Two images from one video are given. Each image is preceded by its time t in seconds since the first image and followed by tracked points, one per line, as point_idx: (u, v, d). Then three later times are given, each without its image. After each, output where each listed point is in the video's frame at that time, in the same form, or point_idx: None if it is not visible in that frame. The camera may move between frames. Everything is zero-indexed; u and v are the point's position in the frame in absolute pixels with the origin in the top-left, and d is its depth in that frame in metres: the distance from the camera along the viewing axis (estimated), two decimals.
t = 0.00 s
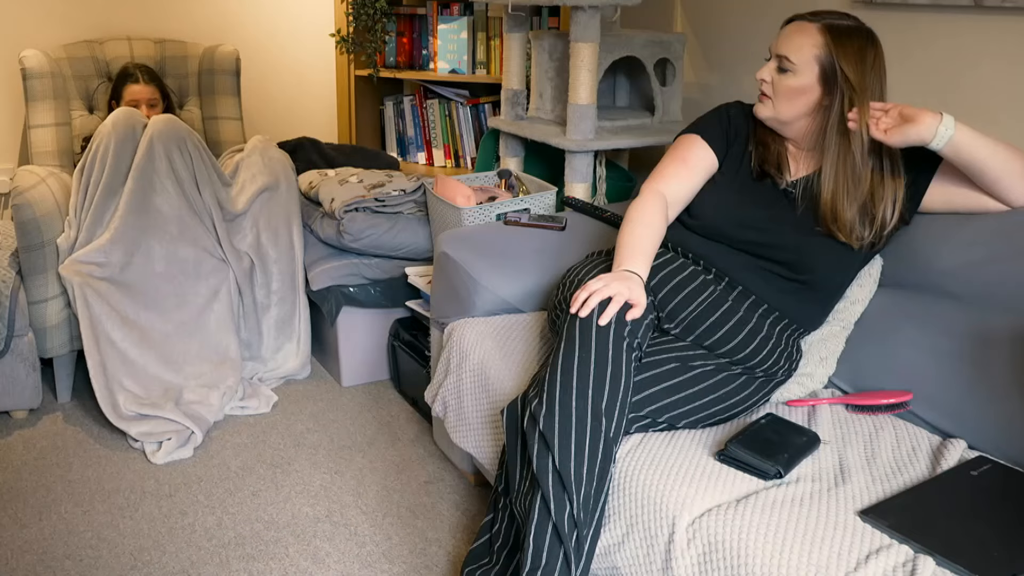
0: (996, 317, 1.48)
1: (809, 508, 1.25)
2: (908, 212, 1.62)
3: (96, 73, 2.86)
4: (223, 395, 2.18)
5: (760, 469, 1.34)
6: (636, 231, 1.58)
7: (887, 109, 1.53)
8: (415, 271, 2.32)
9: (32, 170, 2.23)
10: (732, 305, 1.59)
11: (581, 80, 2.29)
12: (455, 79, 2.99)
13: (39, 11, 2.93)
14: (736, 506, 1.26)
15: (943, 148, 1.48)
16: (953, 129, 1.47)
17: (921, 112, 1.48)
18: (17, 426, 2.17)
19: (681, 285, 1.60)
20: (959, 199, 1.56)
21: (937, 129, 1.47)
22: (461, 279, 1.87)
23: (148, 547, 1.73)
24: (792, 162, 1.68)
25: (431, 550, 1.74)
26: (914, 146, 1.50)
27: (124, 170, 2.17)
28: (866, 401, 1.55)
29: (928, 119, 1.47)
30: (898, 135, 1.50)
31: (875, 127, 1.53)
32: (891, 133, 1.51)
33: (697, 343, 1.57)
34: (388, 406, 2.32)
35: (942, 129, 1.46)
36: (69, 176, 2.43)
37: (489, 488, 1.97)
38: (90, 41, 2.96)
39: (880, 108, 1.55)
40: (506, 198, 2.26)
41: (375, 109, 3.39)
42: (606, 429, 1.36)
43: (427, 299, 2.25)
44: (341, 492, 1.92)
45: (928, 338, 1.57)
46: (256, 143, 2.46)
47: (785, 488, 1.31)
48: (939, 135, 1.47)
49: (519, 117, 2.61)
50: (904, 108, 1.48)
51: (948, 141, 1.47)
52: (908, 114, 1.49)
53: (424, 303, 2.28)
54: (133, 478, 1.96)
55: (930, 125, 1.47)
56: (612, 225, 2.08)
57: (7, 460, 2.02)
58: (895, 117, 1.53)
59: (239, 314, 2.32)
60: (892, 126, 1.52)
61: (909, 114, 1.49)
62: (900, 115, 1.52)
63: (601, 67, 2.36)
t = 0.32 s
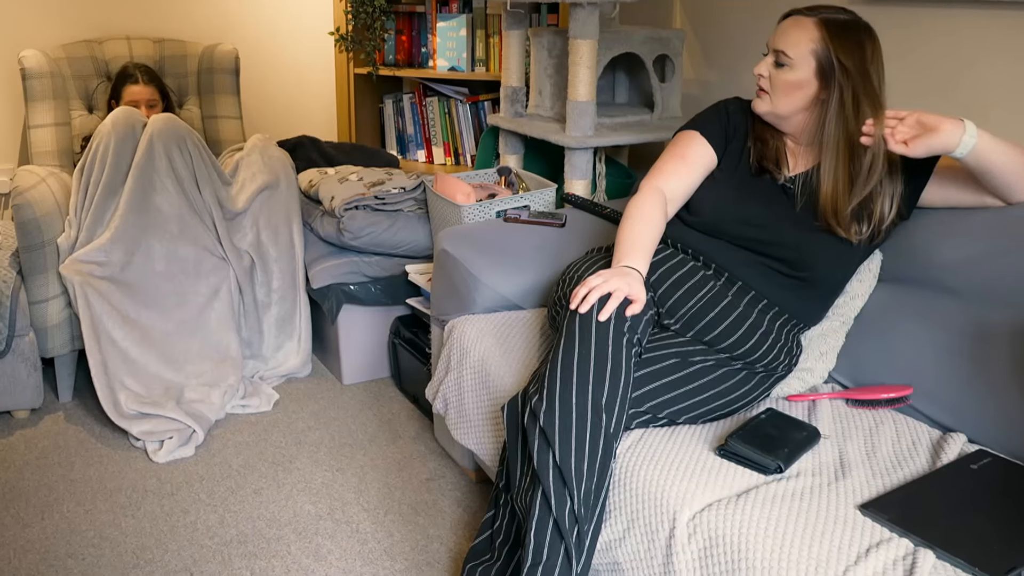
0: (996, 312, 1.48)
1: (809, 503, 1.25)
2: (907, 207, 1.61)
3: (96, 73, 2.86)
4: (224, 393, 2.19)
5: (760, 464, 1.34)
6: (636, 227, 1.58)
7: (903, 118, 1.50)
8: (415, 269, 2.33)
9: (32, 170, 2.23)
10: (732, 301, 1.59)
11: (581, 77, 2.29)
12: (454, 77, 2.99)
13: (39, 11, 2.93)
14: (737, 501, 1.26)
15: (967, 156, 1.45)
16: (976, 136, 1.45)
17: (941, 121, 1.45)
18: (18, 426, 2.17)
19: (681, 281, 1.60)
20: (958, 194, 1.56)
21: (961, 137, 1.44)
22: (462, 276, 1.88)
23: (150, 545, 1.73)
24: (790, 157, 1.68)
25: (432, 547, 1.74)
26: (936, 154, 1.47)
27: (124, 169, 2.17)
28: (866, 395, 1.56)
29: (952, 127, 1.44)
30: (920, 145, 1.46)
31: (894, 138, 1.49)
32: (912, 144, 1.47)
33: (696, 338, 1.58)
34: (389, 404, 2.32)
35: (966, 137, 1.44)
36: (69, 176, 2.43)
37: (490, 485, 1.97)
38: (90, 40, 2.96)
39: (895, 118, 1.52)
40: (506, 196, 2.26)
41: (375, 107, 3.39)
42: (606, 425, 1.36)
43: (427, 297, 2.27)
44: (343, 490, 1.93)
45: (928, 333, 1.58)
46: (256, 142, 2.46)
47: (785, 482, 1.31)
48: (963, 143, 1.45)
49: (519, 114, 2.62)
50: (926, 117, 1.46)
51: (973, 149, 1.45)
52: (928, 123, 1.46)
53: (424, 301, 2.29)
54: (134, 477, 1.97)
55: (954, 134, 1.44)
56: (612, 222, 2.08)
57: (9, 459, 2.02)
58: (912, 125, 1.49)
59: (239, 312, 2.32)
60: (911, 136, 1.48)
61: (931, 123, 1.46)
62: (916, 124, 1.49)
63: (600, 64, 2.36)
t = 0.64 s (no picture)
0: (997, 308, 1.48)
1: (810, 500, 1.25)
2: (907, 204, 1.61)
3: (96, 72, 2.86)
4: (225, 392, 2.19)
5: (760, 461, 1.35)
6: (636, 224, 1.58)
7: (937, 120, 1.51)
8: (416, 267, 2.33)
9: (33, 169, 2.23)
10: (732, 298, 1.59)
11: (580, 75, 2.29)
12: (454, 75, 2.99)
13: (39, 11, 2.93)
14: (737, 497, 1.26)
15: (999, 161, 1.46)
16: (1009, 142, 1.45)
17: (974, 125, 1.47)
18: (20, 425, 2.17)
19: (681, 278, 1.60)
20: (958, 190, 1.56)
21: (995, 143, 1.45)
22: (462, 274, 1.88)
23: (152, 544, 1.74)
24: (790, 154, 1.68)
25: (433, 545, 1.74)
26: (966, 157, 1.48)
27: (125, 168, 2.17)
28: (866, 392, 1.56)
29: (984, 133, 1.45)
30: (953, 148, 1.47)
31: (928, 141, 1.50)
32: (945, 146, 1.48)
33: (697, 335, 1.58)
34: (390, 402, 2.33)
35: (1000, 142, 1.45)
36: (69, 176, 2.43)
37: (491, 483, 1.97)
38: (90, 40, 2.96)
39: (924, 119, 1.53)
40: (506, 194, 2.26)
41: (375, 106, 3.39)
42: (606, 423, 1.36)
43: (428, 295, 2.26)
44: (344, 488, 1.93)
45: (928, 330, 1.58)
46: (256, 141, 2.46)
47: (785, 479, 1.31)
48: (996, 148, 1.45)
49: (519, 112, 2.62)
50: (959, 120, 1.47)
51: (1004, 155, 1.45)
52: (960, 126, 1.47)
53: (424, 299, 2.29)
54: (136, 476, 1.97)
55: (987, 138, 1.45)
56: (612, 220, 2.08)
57: (10, 459, 2.02)
58: (943, 126, 1.50)
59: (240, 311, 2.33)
60: (942, 138, 1.49)
61: (963, 126, 1.47)
62: (948, 126, 1.49)
63: (600, 62, 2.36)
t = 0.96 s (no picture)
0: (997, 308, 1.48)
1: (811, 500, 1.25)
2: (907, 204, 1.62)
3: (96, 72, 2.86)
4: (225, 392, 2.19)
5: (760, 461, 1.35)
6: (634, 223, 1.58)
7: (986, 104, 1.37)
8: (416, 267, 2.33)
9: (33, 170, 2.23)
10: (732, 298, 1.59)
11: (581, 75, 2.29)
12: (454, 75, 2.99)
13: (39, 11, 2.93)
14: (738, 498, 1.26)
15: None
16: None
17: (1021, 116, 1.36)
18: (20, 426, 2.17)
19: (681, 278, 1.60)
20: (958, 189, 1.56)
21: None
22: (462, 274, 1.88)
23: (152, 544, 1.74)
24: (791, 153, 1.68)
25: (434, 545, 1.74)
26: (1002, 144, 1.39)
27: (125, 168, 2.17)
28: (867, 392, 1.56)
29: None
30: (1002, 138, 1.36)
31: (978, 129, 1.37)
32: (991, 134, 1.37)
33: (697, 336, 1.58)
34: (390, 402, 2.33)
35: None
36: (69, 176, 2.43)
37: (491, 483, 1.97)
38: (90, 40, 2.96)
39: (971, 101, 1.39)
40: (506, 194, 2.27)
41: (375, 106, 3.39)
42: (607, 423, 1.36)
43: (428, 295, 2.26)
44: (344, 488, 1.93)
45: (928, 330, 1.58)
46: (256, 141, 2.46)
47: (785, 479, 1.31)
48: None
49: (519, 113, 2.62)
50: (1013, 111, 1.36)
51: None
52: (1013, 117, 1.36)
53: (424, 299, 2.29)
54: (136, 476, 1.97)
55: None
56: (613, 220, 2.08)
57: (10, 459, 2.02)
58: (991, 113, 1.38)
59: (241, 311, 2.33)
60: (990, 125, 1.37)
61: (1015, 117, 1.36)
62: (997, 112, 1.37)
63: (600, 62, 2.36)
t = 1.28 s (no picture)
0: (997, 310, 1.47)
1: (811, 503, 1.25)
2: (907, 206, 1.62)
3: (96, 74, 2.86)
4: (225, 394, 2.19)
5: (760, 464, 1.34)
6: (634, 227, 1.58)
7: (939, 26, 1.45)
8: (415, 270, 2.33)
9: (32, 171, 2.23)
10: (732, 301, 1.59)
11: (580, 77, 2.29)
12: (454, 78, 3.00)
13: (39, 13, 2.93)
14: (738, 501, 1.26)
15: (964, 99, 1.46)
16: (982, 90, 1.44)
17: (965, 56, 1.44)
18: (19, 428, 2.17)
19: (681, 281, 1.61)
20: (958, 192, 1.56)
21: (966, 83, 1.44)
22: (461, 277, 1.88)
23: (151, 547, 1.73)
24: (791, 159, 1.68)
25: (434, 548, 1.74)
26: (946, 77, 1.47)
27: (125, 170, 2.17)
28: (866, 395, 1.56)
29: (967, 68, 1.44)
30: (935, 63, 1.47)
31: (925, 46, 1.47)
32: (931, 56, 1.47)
33: (697, 338, 1.58)
34: (390, 405, 2.33)
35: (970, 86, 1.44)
36: (69, 178, 2.43)
37: (491, 486, 1.97)
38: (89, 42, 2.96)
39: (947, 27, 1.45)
40: (506, 197, 2.27)
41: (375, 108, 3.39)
42: (606, 426, 1.36)
43: (428, 297, 2.26)
44: (344, 491, 1.93)
45: (928, 332, 1.58)
46: (256, 143, 2.46)
47: (785, 482, 1.31)
48: (966, 87, 1.45)
49: (519, 116, 2.63)
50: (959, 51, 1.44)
51: (967, 99, 1.46)
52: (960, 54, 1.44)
53: (424, 302, 2.29)
54: (135, 478, 1.97)
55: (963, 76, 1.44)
56: (612, 222, 2.08)
57: (9, 462, 2.02)
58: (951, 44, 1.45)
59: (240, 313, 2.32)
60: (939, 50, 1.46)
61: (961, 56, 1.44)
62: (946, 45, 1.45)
63: (600, 64, 2.36)
